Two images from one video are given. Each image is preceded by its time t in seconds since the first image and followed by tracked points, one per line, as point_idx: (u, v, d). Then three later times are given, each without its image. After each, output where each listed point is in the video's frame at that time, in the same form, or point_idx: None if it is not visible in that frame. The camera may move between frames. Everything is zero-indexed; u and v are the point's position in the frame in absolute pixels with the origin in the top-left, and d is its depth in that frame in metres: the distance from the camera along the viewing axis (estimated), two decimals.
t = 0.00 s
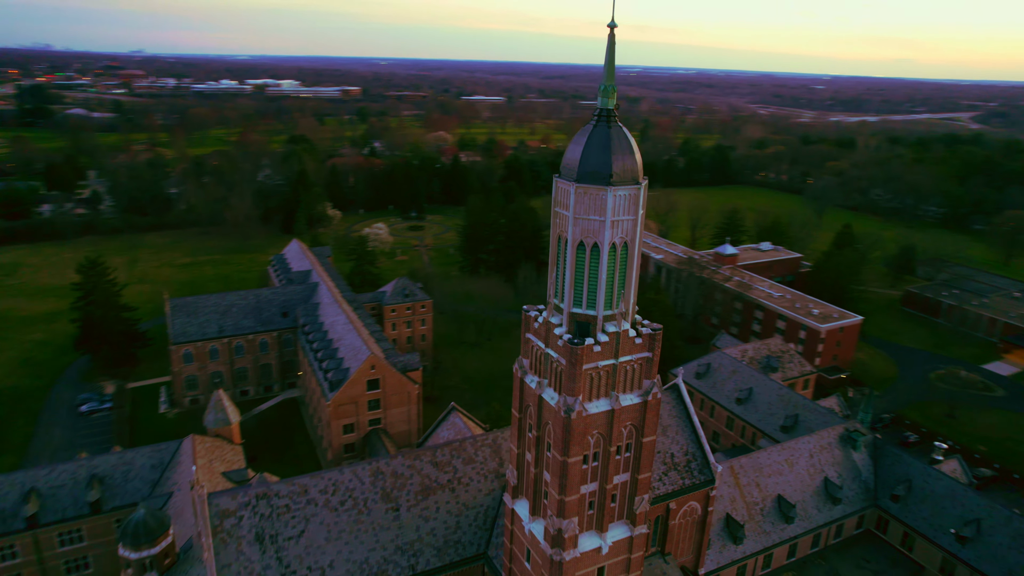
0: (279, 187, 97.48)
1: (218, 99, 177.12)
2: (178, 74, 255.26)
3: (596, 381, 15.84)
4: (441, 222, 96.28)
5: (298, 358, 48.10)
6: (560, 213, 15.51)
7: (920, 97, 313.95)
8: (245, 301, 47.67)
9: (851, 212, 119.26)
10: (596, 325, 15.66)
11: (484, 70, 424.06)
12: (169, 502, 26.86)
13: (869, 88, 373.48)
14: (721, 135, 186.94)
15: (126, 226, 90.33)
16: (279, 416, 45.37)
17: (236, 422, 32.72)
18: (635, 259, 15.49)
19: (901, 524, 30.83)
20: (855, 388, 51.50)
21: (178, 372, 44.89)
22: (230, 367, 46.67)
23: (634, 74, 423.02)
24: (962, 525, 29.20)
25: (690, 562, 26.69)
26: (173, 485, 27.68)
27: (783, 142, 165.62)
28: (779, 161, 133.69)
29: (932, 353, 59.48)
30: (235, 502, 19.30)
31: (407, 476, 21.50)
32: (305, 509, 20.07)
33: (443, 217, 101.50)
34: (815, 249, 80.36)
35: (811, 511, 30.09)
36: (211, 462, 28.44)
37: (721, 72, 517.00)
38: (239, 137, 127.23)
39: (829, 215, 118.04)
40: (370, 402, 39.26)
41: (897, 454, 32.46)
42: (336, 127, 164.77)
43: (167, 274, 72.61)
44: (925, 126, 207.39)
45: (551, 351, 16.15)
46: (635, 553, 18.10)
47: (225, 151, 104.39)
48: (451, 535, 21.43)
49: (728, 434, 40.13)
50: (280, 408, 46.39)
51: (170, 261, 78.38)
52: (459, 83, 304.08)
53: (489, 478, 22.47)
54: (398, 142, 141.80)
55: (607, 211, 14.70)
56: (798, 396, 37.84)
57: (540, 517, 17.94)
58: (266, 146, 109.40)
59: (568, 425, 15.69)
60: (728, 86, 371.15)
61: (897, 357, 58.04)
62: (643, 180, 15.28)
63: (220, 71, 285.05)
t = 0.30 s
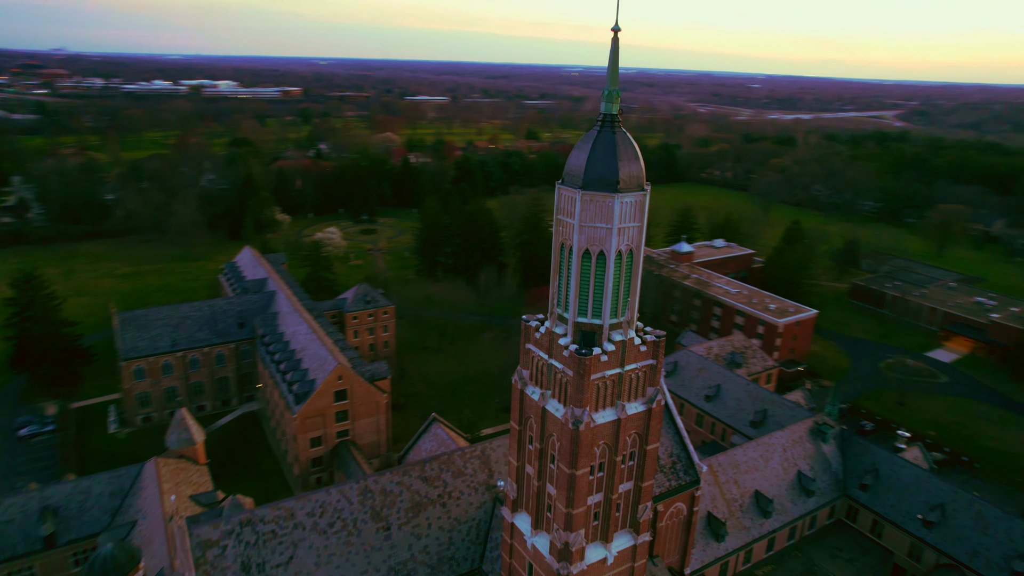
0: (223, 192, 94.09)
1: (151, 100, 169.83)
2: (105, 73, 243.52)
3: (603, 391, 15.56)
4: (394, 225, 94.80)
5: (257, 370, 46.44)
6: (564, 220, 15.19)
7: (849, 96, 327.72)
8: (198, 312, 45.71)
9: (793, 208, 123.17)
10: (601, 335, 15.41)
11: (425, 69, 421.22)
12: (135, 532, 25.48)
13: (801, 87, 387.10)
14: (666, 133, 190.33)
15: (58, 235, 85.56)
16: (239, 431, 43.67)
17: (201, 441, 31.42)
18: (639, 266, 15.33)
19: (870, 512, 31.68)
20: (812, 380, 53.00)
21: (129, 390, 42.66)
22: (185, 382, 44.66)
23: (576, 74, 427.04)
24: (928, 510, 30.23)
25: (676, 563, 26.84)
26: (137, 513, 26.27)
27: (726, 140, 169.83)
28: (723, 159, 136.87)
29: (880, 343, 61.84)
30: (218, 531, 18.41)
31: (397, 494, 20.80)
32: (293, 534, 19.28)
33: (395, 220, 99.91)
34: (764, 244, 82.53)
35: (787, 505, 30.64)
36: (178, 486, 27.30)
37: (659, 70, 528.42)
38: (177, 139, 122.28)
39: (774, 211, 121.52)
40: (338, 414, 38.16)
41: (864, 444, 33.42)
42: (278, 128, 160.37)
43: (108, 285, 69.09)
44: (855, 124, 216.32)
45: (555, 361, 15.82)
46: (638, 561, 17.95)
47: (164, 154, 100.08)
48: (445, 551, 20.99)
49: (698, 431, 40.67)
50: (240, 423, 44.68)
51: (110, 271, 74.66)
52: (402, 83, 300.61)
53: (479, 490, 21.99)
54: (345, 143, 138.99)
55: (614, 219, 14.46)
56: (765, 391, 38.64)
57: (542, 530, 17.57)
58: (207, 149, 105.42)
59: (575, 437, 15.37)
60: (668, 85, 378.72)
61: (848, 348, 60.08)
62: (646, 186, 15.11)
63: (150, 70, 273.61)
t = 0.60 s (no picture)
0: (155, 198, 89.77)
1: (68, 102, 160.41)
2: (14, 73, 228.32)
3: (605, 400, 15.30)
4: (338, 229, 92.63)
5: (206, 386, 44.43)
6: (561, 226, 14.87)
7: (774, 95, 340.51)
8: (140, 327, 43.34)
9: (730, 204, 126.81)
10: (602, 343, 15.15)
11: (358, 70, 413.75)
12: (88, 568, 23.83)
13: (729, 87, 400.02)
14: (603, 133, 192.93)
15: None
16: (189, 450, 41.63)
17: (156, 465, 29.80)
18: (638, 272, 15.18)
19: (833, 500, 32.59)
20: (763, 372, 54.53)
21: (66, 413, 39.97)
22: (128, 402, 42.26)
23: (511, 74, 428.25)
24: (888, 495, 31.37)
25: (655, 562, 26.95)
26: (90, 547, 24.59)
27: (662, 139, 173.45)
28: (662, 158, 139.97)
29: (823, 334, 64.19)
30: (195, 564, 17.50)
31: (382, 512, 20.08)
32: (275, 561, 18.44)
33: (339, 225, 97.67)
34: (708, 240, 84.56)
35: (757, 497, 31.24)
36: (134, 515, 25.79)
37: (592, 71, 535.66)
38: (99, 144, 115.79)
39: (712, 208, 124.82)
40: (298, 428, 36.78)
41: (824, 434, 34.45)
42: (209, 131, 154.25)
43: (32, 301, 64.70)
44: (783, 122, 224.87)
45: (554, 371, 15.53)
46: (635, 567, 17.82)
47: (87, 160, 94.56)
48: (433, 568, 20.43)
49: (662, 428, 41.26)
50: (191, 442, 42.62)
51: (33, 285, 69.97)
52: (335, 84, 294.66)
53: (465, 503, 21.45)
54: (281, 146, 134.94)
55: (615, 224, 14.24)
56: (726, 387, 39.44)
57: (541, 543, 17.22)
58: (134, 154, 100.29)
59: (578, 446, 15.08)
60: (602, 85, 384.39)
61: (793, 339, 62.12)
62: (643, 191, 14.97)
63: (63, 70, 258.28)
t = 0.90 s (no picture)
0: (83, 207, 85.08)
1: None
2: None
3: (610, 407, 15.13)
4: (282, 235, 90.04)
5: (156, 404, 42.36)
6: (564, 233, 14.61)
7: (705, 94, 350.30)
8: (81, 345, 40.90)
9: (672, 202, 129.49)
10: (607, 350, 14.98)
11: (289, 71, 403.34)
12: None
13: (662, 87, 409.28)
14: (544, 133, 194.15)
15: None
16: (141, 473, 39.55)
17: (112, 494, 28.10)
18: (641, 277, 15.07)
19: (800, 490, 33.48)
20: (719, 367, 55.88)
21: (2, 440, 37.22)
22: (70, 425, 39.76)
23: (447, 74, 426.18)
24: (852, 482, 32.44)
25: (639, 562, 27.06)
26: None
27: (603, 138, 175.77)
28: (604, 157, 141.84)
29: (772, 327, 66.27)
30: None
31: (371, 532, 19.45)
32: None
33: (282, 230, 94.94)
34: (655, 238, 86.14)
35: (729, 491, 31.82)
36: (93, 550, 24.19)
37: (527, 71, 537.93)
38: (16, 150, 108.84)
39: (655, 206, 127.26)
40: (260, 444, 35.41)
41: (789, 426, 35.47)
42: (135, 135, 147.35)
43: None
44: (715, 120, 231.57)
45: (559, 381, 15.25)
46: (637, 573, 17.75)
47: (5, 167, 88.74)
48: None
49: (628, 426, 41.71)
50: (142, 466, 40.50)
51: None
52: (267, 85, 286.44)
53: (455, 516, 20.99)
54: (215, 150, 130.21)
55: (620, 231, 14.09)
56: (690, 383, 40.13)
57: (544, 554, 16.93)
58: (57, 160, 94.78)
59: (584, 455, 14.91)
60: (538, 85, 386.89)
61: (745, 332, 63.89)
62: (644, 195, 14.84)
63: None
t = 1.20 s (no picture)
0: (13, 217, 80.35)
1: None
2: None
3: (624, 413, 14.95)
4: (230, 242, 87.30)
5: (110, 424, 40.37)
6: (574, 239, 14.35)
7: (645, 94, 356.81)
8: (26, 365, 38.50)
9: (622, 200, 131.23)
10: (619, 355, 14.84)
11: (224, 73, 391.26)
12: None
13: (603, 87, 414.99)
14: (491, 133, 194.14)
15: None
16: (99, 501, 37.63)
17: (75, 524, 26.45)
18: (650, 281, 14.95)
19: (775, 481, 34.17)
20: (682, 362, 56.85)
21: None
22: (16, 451, 37.34)
23: (389, 75, 421.41)
24: (824, 472, 33.27)
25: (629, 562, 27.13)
26: None
27: (551, 138, 176.86)
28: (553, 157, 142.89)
29: (729, 322, 67.84)
30: None
31: (370, 550, 18.93)
32: None
33: (229, 238, 91.99)
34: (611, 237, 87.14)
35: (708, 487, 32.25)
36: None
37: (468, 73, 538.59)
38: None
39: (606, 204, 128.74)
40: (229, 462, 34.09)
41: (760, 420, 36.19)
42: (63, 140, 140.08)
43: None
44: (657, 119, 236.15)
45: (571, 389, 15.05)
46: None
47: None
48: None
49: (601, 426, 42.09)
50: (97, 493, 38.52)
51: None
52: (201, 87, 276.73)
53: (452, 529, 20.62)
54: (153, 155, 125.17)
55: (634, 235, 13.92)
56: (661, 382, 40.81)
57: (554, 565, 16.68)
58: None
59: (600, 462, 14.71)
60: (481, 86, 386.68)
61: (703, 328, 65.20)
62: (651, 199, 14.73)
63: None
